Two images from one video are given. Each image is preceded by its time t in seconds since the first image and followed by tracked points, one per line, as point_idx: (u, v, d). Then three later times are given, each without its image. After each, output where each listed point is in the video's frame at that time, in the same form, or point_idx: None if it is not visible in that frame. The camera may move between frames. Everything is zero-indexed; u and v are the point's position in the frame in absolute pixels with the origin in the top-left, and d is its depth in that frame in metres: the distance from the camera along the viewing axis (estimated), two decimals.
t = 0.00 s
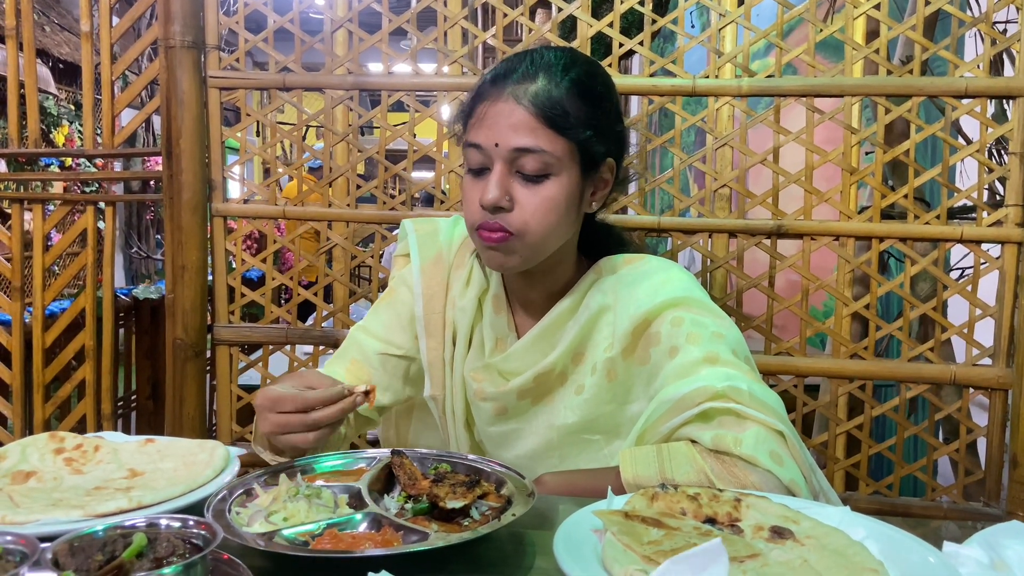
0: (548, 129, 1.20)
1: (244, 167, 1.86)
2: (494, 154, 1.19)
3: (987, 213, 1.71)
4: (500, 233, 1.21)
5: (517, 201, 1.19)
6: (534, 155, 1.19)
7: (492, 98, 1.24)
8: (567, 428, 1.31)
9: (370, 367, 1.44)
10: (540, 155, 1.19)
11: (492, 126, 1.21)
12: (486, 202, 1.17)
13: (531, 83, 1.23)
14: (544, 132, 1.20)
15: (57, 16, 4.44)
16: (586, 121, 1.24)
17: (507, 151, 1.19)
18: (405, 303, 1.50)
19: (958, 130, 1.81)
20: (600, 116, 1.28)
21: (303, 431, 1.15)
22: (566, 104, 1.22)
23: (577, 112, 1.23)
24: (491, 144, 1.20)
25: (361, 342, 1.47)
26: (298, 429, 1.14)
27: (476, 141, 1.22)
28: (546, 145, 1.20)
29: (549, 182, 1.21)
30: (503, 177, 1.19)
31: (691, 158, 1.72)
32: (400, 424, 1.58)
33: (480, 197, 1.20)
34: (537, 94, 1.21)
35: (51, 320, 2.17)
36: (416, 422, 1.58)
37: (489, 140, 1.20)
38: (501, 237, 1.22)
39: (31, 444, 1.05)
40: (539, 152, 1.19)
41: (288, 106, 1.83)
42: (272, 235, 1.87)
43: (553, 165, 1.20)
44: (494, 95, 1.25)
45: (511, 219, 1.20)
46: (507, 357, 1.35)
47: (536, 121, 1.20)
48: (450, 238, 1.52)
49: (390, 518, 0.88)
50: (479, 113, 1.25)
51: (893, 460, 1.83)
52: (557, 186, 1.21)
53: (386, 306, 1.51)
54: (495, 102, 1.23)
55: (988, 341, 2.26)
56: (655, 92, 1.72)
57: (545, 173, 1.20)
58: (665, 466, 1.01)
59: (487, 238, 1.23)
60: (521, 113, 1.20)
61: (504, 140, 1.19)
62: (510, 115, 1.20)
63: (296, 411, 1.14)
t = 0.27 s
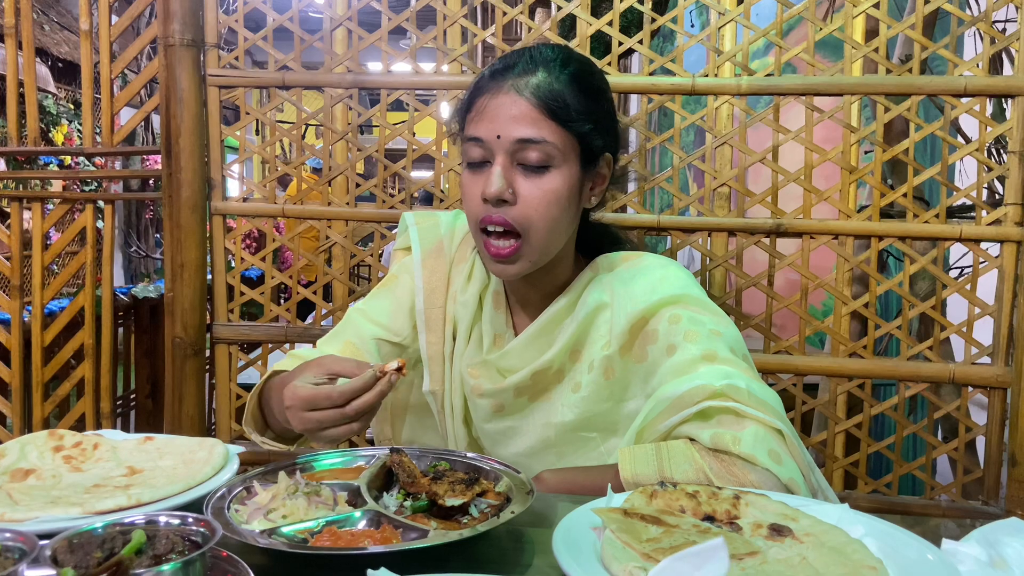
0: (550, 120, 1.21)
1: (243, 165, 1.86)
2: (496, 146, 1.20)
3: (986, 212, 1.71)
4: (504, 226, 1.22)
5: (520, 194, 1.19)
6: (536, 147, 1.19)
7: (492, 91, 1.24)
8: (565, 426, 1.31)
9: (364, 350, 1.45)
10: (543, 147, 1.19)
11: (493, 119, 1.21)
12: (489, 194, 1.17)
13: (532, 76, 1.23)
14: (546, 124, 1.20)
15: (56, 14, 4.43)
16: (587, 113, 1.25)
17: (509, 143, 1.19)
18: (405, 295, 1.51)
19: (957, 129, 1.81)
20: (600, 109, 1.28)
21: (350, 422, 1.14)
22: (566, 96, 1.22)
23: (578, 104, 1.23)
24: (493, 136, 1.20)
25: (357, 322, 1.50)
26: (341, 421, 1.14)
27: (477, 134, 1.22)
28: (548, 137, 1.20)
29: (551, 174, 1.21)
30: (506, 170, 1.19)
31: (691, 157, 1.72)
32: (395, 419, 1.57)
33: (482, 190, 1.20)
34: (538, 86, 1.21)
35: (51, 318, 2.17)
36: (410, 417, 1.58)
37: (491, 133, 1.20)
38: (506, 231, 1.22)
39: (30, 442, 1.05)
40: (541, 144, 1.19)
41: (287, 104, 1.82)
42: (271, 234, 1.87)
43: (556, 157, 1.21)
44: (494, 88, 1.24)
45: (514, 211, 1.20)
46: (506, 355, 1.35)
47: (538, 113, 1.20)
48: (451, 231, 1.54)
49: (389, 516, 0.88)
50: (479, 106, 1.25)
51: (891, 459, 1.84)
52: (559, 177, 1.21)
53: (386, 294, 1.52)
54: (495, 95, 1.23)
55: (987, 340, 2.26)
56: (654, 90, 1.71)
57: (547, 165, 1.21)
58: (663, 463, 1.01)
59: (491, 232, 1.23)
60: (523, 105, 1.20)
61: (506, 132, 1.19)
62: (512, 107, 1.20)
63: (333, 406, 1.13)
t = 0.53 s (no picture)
0: (558, 112, 1.22)
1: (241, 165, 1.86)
2: (504, 135, 1.20)
3: (984, 212, 1.71)
4: (510, 214, 1.20)
5: (527, 183, 1.19)
6: (545, 136, 1.20)
7: (499, 83, 1.25)
8: (563, 427, 1.31)
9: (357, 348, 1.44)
10: (551, 136, 1.20)
11: (501, 108, 1.22)
12: (497, 180, 1.16)
13: (539, 69, 1.25)
14: (554, 115, 1.22)
15: (55, 14, 4.43)
16: (592, 110, 1.27)
17: (518, 132, 1.19)
18: (400, 298, 1.50)
19: (955, 129, 1.81)
20: (603, 108, 1.31)
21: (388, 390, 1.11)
22: (574, 90, 1.24)
23: (584, 99, 1.25)
24: (501, 125, 1.20)
25: (351, 322, 1.47)
26: (379, 391, 1.10)
27: (483, 124, 1.22)
28: (556, 127, 1.21)
29: (559, 164, 1.21)
30: (513, 158, 1.19)
31: (689, 156, 1.73)
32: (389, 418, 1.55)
33: (488, 178, 1.19)
34: (547, 79, 1.23)
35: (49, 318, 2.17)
36: (403, 419, 1.55)
37: (499, 122, 1.20)
38: (512, 218, 1.20)
39: (28, 441, 1.05)
40: (550, 133, 1.20)
41: (286, 104, 1.82)
42: (270, 233, 1.86)
43: (563, 148, 1.22)
44: (500, 80, 1.25)
45: (522, 200, 1.19)
46: (503, 358, 1.35)
47: (546, 103, 1.22)
48: (445, 231, 1.53)
49: (387, 515, 0.88)
50: (485, 98, 1.26)
51: (889, 459, 1.84)
52: (567, 169, 1.22)
53: (380, 294, 1.50)
54: (503, 86, 1.24)
55: (986, 339, 2.26)
56: (653, 90, 1.71)
57: (555, 155, 1.21)
58: (662, 463, 1.01)
59: (495, 221, 1.21)
60: (532, 95, 1.21)
61: (515, 121, 1.20)
62: (520, 98, 1.21)
63: (373, 376, 1.10)
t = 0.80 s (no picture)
0: (558, 116, 1.23)
1: (239, 164, 1.86)
2: (501, 133, 1.20)
3: (983, 211, 1.71)
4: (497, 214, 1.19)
5: (518, 184, 1.18)
6: (541, 140, 1.20)
7: (503, 80, 1.25)
8: (557, 428, 1.32)
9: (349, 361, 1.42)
10: (547, 140, 1.20)
11: (502, 107, 1.22)
12: (488, 178, 1.15)
13: (545, 71, 1.25)
14: (554, 119, 1.22)
15: (55, 13, 4.42)
16: (591, 119, 1.28)
17: (516, 132, 1.19)
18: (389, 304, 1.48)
19: (954, 129, 1.82)
20: (602, 118, 1.31)
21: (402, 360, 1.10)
22: (576, 97, 1.24)
23: (584, 106, 1.26)
24: (499, 124, 1.20)
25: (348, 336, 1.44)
26: (393, 363, 1.10)
27: (482, 119, 1.22)
28: (554, 132, 1.21)
29: (552, 169, 1.21)
30: (508, 157, 1.19)
31: (688, 156, 1.72)
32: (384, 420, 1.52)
33: (481, 175, 1.18)
34: (551, 81, 1.23)
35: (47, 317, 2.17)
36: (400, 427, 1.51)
37: (497, 120, 1.21)
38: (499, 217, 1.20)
39: (26, 440, 1.05)
40: (547, 137, 1.20)
41: (284, 102, 1.82)
42: (268, 232, 1.86)
43: (558, 153, 1.22)
44: (504, 77, 1.26)
45: (511, 200, 1.18)
46: (493, 360, 1.34)
47: (547, 107, 1.22)
48: (432, 235, 1.53)
49: (385, 514, 0.88)
50: (487, 95, 1.26)
51: (888, 458, 1.84)
52: (559, 175, 1.22)
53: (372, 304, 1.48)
54: (506, 83, 1.24)
55: (984, 339, 2.27)
56: (652, 89, 1.71)
57: (549, 160, 1.21)
58: (659, 463, 1.01)
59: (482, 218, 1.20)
60: (534, 96, 1.22)
61: (514, 121, 1.20)
62: (522, 98, 1.22)
63: (383, 350, 1.09)
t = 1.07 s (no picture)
0: (544, 118, 1.23)
1: (238, 164, 1.86)
2: (488, 138, 1.20)
3: (981, 212, 1.72)
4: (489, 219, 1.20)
5: (508, 188, 1.19)
6: (529, 143, 1.21)
7: (486, 85, 1.25)
8: (554, 430, 1.31)
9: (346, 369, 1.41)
10: (535, 143, 1.21)
11: (488, 111, 1.22)
12: (478, 184, 1.16)
13: (528, 73, 1.25)
14: (540, 121, 1.22)
15: (54, 13, 4.42)
16: (579, 117, 1.27)
17: (502, 136, 1.20)
18: (385, 309, 1.48)
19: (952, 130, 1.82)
20: (590, 115, 1.31)
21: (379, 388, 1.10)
22: (562, 96, 1.24)
23: (571, 106, 1.26)
24: (486, 128, 1.20)
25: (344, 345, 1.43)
26: (370, 390, 1.09)
27: (468, 125, 1.22)
28: (541, 134, 1.22)
29: (541, 171, 1.21)
30: (496, 162, 1.19)
31: (686, 156, 1.73)
32: (381, 424, 1.51)
33: (470, 180, 1.19)
34: (535, 83, 1.23)
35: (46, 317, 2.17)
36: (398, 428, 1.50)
37: (484, 125, 1.21)
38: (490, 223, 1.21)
39: (24, 440, 1.05)
40: (534, 140, 1.21)
41: (283, 103, 1.82)
42: (267, 232, 1.86)
43: (546, 155, 1.22)
44: (489, 81, 1.26)
45: (502, 204, 1.19)
46: (487, 363, 1.35)
47: (533, 109, 1.22)
48: (426, 237, 1.53)
49: (383, 514, 0.88)
50: (472, 99, 1.26)
51: (886, 459, 1.84)
52: (548, 176, 1.22)
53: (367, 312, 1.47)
54: (490, 88, 1.24)
55: (982, 339, 2.27)
56: (650, 90, 1.71)
57: (538, 162, 1.21)
58: (657, 464, 1.01)
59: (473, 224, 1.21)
60: (519, 100, 1.22)
61: (500, 125, 1.20)
62: (507, 102, 1.22)
63: (359, 377, 1.08)
